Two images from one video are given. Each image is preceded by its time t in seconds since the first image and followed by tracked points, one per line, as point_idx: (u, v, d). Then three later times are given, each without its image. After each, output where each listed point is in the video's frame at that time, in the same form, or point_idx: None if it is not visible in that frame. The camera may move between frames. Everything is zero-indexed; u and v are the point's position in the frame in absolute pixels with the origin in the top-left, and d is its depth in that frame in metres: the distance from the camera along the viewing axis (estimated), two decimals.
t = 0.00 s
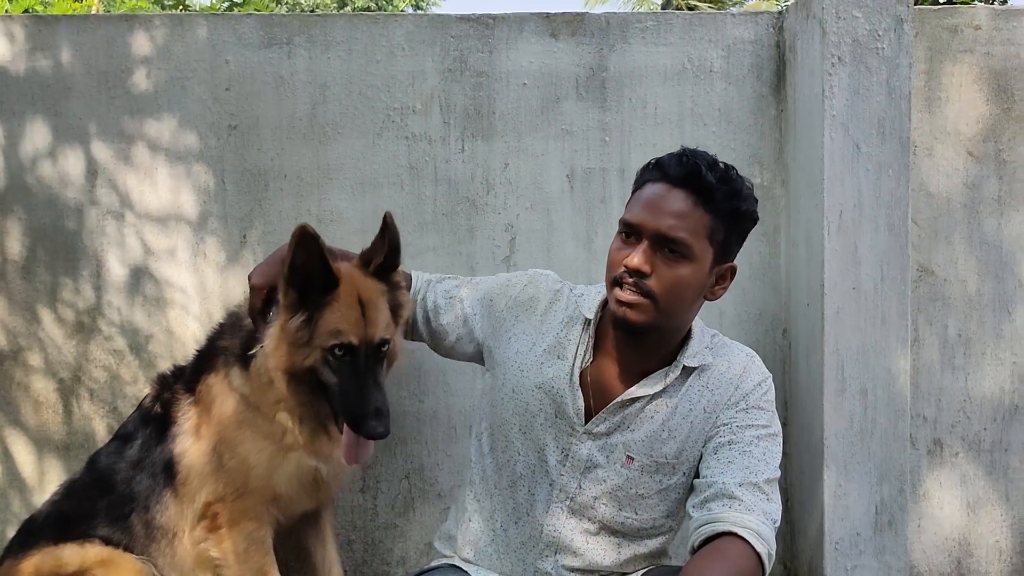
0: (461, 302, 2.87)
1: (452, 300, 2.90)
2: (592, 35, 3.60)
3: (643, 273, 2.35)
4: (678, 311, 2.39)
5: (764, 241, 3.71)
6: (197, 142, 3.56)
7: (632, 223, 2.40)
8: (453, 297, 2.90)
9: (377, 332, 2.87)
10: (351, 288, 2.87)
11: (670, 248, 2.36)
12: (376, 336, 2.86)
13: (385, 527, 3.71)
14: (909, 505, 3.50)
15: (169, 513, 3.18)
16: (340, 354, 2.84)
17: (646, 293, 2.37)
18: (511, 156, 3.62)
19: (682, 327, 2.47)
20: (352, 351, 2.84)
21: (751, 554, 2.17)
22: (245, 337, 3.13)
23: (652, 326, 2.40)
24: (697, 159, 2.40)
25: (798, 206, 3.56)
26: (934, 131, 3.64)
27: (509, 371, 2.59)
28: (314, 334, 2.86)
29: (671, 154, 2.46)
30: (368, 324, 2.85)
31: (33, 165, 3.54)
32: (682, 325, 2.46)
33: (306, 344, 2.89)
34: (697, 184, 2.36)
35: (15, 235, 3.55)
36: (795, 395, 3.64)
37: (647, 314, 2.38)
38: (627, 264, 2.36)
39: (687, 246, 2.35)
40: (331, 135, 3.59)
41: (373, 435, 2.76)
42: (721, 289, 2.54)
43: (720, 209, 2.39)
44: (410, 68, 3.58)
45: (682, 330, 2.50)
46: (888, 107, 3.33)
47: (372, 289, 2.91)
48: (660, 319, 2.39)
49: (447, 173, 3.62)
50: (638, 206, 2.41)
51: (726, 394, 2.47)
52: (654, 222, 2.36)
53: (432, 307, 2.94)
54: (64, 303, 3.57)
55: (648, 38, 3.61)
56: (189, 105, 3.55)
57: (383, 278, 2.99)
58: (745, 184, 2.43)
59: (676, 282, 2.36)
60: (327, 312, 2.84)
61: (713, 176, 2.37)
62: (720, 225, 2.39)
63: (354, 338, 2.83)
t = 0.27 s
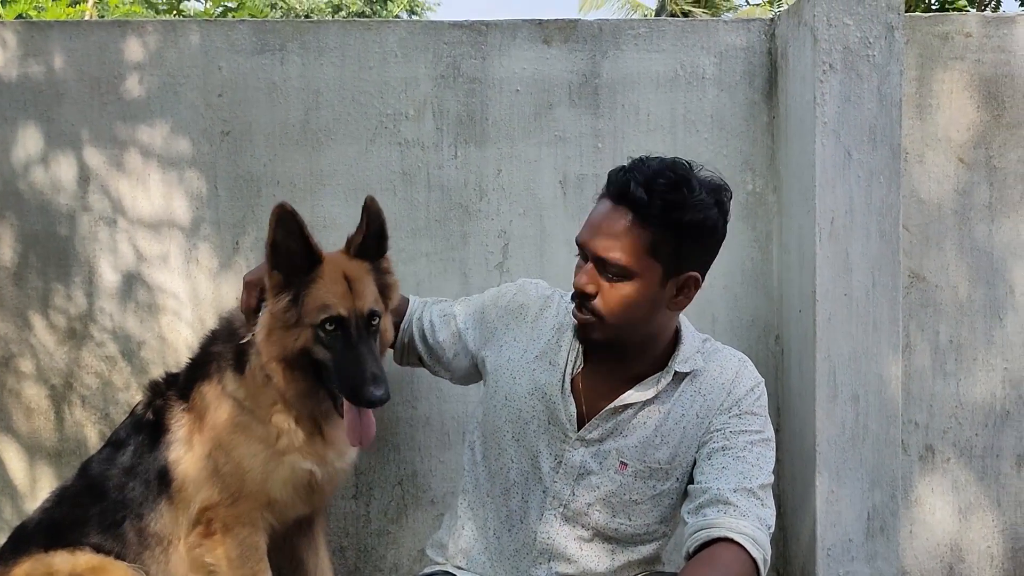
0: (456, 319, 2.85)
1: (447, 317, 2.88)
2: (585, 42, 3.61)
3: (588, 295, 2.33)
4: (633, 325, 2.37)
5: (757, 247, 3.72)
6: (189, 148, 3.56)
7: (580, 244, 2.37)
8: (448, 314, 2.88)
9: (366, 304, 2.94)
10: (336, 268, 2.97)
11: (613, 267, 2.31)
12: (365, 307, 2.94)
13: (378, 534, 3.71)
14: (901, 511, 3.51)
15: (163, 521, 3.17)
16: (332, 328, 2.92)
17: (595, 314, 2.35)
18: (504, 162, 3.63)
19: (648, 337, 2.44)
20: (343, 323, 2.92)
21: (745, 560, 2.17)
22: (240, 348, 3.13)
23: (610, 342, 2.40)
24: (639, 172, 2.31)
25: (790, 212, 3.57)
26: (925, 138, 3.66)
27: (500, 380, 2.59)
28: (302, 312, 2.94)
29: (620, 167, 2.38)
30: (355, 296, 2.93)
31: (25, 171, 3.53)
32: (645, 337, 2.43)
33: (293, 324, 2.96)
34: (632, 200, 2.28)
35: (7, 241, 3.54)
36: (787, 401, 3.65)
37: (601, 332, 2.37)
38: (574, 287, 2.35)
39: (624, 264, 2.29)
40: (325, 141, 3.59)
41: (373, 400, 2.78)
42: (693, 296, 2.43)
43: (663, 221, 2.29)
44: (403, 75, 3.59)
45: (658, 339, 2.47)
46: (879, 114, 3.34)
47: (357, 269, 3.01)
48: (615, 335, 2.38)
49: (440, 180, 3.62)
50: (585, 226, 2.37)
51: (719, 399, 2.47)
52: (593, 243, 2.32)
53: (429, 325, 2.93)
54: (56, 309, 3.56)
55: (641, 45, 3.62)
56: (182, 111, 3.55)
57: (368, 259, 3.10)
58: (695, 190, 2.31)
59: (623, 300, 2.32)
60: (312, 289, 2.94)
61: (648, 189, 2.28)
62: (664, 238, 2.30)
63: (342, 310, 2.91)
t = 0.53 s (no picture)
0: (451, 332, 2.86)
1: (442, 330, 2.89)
2: (583, 51, 3.62)
3: (563, 316, 2.35)
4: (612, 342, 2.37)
5: (754, 256, 3.73)
6: (188, 157, 3.58)
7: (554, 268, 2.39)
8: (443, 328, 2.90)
9: (353, 279, 3.02)
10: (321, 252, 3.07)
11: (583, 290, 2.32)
12: (352, 282, 3.02)
13: (377, 542, 3.71)
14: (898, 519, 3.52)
15: (162, 528, 3.17)
16: (322, 305, 2.98)
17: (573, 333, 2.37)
18: (502, 170, 3.64)
19: (632, 351, 2.43)
20: (331, 300, 2.99)
21: (741, 569, 2.17)
22: (236, 358, 3.13)
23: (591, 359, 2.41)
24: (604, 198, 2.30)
25: (787, 221, 3.59)
26: (922, 147, 3.67)
27: (495, 389, 2.60)
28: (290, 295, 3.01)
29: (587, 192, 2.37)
30: (342, 272, 3.02)
31: (25, 180, 3.55)
32: (629, 352, 2.43)
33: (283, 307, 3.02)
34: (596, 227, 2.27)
35: (6, 249, 3.55)
36: (785, 409, 3.66)
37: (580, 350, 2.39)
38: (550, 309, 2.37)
39: (593, 289, 2.29)
40: (323, 150, 3.60)
41: (370, 362, 2.82)
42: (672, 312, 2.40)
43: (628, 246, 2.27)
44: (402, 84, 3.60)
45: (647, 348, 2.48)
46: (875, 124, 3.35)
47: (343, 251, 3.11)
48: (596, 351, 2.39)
49: (439, 188, 3.63)
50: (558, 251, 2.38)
51: (714, 408, 2.47)
52: (563, 268, 2.33)
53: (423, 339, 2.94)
54: (55, 317, 3.57)
55: (639, 54, 3.63)
56: (182, 120, 3.57)
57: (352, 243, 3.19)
58: (659, 213, 2.27)
59: (596, 322, 2.33)
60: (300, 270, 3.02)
61: (611, 216, 2.27)
62: (632, 262, 2.28)
63: (330, 286, 2.98)
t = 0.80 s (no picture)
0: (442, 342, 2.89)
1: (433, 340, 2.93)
2: (581, 59, 3.63)
3: (562, 320, 2.33)
4: (609, 346, 2.36)
5: (752, 263, 3.74)
6: (188, 165, 3.59)
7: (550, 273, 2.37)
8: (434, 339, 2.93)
9: (337, 262, 3.09)
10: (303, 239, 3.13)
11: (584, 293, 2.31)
12: (337, 264, 3.08)
13: (375, 549, 3.71)
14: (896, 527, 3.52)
15: (161, 536, 3.17)
16: (308, 287, 3.03)
17: (571, 337, 2.35)
18: (501, 178, 3.65)
19: (627, 356, 2.43)
20: (317, 282, 3.04)
21: None
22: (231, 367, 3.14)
23: (588, 364, 2.39)
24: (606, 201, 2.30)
25: (784, 229, 3.60)
26: (919, 155, 3.68)
27: (488, 400, 2.59)
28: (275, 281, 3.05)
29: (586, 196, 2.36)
30: (326, 255, 3.08)
31: (24, 188, 3.55)
32: (624, 357, 2.42)
33: (269, 293, 3.06)
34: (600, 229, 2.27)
35: (6, 257, 3.56)
36: (783, 417, 3.66)
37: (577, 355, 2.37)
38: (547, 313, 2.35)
39: (596, 291, 2.28)
40: (322, 158, 3.61)
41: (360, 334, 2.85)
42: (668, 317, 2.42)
43: (631, 249, 2.28)
44: (400, 92, 3.61)
45: (641, 355, 2.48)
46: (872, 133, 3.37)
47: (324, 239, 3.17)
48: (593, 356, 2.37)
49: (438, 196, 3.64)
50: (555, 255, 2.36)
51: (707, 415, 2.48)
52: (563, 271, 2.31)
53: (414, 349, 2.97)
54: (54, 325, 3.57)
55: (637, 62, 3.64)
56: (181, 128, 3.57)
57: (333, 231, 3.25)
58: (662, 216, 2.29)
59: (597, 326, 2.32)
60: (283, 255, 3.07)
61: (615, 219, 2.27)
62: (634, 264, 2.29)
63: (315, 268, 3.04)
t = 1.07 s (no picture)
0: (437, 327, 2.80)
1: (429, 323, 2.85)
2: (578, 63, 3.64)
3: (589, 315, 2.11)
4: (632, 344, 2.19)
5: (748, 266, 3.74)
6: (183, 169, 3.58)
7: (567, 265, 2.16)
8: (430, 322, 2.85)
9: (326, 261, 3.04)
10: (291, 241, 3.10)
11: (611, 284, 2.13)
12: (326, 263, 3.04)
13: (372, 553, 3.70)
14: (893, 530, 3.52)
15: (152, 542, 3.16)
16: (296, 287, 3.01)
17: (595, 334, 2.14)
18: (497, 182, 3.65)
19: (639, 355, 2.28)
20: (304, 281, 3.01)
21: None
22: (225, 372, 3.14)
23: (609, 364, 2.20)
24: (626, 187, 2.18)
25: (781, 232, 3.60)
26: (915, 158, 3.69)
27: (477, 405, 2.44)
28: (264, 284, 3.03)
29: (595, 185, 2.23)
30: (315, 254, 3.04)
31: (20, 192, 3.55)
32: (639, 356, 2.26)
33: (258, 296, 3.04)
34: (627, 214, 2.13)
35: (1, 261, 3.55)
36: (779, 420, 3.66)
37: (600, 354, 2.17)
38: (570, 308, 2.12)
39: (626, 281, 2.12)
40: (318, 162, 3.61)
41: (353, 328, 2.79)
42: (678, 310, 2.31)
43: (654, 237, 2.17)
44: (397, 96, 3.61)
45: (646, 354, 2.33)
46: (868, 136, 3.37)
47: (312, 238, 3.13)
48: (613, 355, 2.19)
49: (434, 200, 3.64)
50: (571, 245, 2.17)
51: (700, 416, 2.35)
52: (589, 260, 2.12)
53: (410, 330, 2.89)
54: (50, 329, 3.57)
55: (634, 65, 3.64)
56: (177, 132, 3.57)
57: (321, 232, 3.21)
58: (678, 204, 2.21)
59: (624, 319, 2.15)
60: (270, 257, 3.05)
61: (639, 204, 2.16)
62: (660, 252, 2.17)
63: (303, 268, 3.01)
